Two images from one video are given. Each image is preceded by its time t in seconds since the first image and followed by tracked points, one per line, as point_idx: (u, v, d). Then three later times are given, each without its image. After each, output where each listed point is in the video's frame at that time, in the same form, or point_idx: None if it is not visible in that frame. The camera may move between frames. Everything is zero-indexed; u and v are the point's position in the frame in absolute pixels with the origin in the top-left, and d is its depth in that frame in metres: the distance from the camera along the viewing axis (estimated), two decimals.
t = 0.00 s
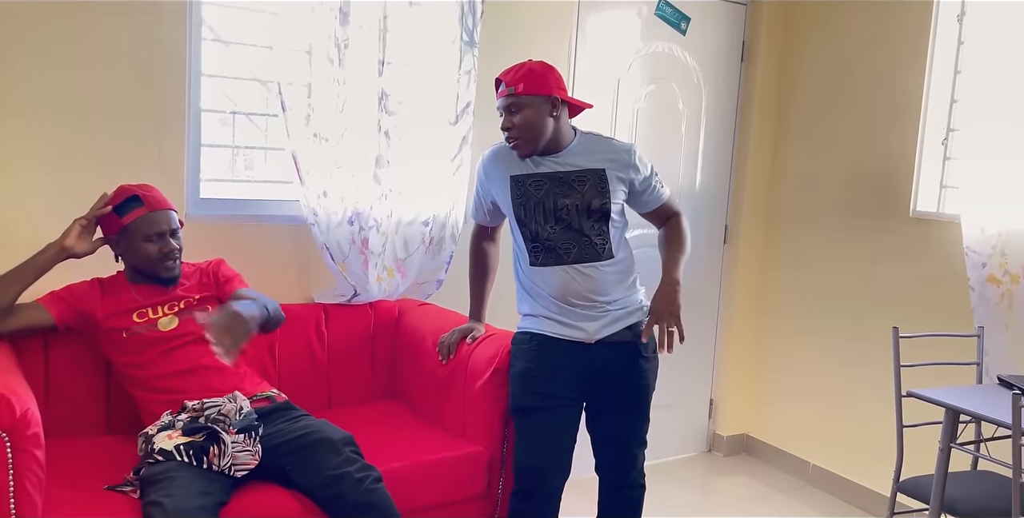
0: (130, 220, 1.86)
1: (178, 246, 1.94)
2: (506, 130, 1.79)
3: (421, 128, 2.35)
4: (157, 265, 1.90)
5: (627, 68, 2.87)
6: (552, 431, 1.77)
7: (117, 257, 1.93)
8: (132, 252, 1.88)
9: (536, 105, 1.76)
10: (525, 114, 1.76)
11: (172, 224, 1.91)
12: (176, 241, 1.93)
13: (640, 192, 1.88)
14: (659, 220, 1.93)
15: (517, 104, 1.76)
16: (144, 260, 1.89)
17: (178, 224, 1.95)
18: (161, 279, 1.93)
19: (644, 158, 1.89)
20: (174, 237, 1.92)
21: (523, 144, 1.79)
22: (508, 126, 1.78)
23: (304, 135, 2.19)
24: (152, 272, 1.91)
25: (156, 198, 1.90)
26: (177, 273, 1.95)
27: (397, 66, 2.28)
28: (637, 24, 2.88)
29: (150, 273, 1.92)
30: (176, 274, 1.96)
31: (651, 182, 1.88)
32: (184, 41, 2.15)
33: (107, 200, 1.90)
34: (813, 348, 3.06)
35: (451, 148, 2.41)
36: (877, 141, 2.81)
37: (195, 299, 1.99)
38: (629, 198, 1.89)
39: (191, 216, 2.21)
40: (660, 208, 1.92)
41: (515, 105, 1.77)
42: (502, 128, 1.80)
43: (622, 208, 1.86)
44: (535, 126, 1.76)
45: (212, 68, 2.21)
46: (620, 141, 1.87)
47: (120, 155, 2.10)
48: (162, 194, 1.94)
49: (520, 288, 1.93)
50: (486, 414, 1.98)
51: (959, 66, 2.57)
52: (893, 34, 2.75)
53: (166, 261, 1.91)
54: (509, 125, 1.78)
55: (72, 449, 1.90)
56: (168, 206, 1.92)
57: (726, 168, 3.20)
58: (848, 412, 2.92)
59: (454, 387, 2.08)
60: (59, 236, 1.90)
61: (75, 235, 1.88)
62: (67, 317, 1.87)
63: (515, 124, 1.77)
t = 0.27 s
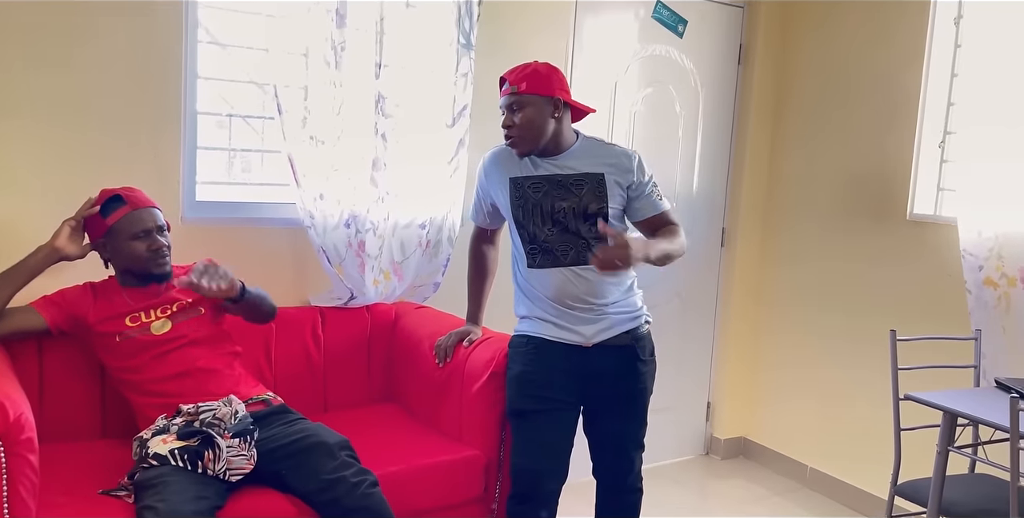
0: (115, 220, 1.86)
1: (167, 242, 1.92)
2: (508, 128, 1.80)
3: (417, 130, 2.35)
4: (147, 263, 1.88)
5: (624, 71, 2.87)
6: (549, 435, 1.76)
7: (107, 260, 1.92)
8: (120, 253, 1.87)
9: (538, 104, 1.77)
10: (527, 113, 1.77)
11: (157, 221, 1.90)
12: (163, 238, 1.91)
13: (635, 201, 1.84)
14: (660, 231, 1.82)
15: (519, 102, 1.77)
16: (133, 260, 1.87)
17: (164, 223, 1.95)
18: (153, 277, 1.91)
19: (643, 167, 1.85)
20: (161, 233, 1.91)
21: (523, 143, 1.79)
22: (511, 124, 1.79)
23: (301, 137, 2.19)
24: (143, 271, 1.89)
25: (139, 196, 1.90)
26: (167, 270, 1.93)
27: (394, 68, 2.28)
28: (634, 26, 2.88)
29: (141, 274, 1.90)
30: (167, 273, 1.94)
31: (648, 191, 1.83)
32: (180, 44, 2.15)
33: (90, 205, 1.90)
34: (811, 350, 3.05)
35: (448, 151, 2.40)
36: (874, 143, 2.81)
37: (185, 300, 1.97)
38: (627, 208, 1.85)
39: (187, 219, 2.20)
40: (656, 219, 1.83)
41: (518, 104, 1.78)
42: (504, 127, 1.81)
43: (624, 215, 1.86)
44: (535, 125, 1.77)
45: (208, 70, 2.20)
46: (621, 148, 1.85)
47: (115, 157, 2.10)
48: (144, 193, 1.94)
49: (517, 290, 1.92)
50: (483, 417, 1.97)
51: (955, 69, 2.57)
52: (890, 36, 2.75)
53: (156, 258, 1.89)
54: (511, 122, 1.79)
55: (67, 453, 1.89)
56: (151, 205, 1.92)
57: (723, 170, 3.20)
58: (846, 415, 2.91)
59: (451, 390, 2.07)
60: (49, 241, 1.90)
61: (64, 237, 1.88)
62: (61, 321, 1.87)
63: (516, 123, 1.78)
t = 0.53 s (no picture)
0: (112, 221, 1.86)
1: (164, 242, 1.92)
2: (501, 135, 1.79)
3: (410, 133, 2.34)
4: (146, 264, 1.88)
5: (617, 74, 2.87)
6: (543, 439, 1.75)
7: (100, 264, 1.91)
8: (117, 255, 1.86)
9: (531, 111, 1.75)
10: (520, 120, 1.75)
11: (153, 222, 1.90)
12: (160, 238, 1.91)
13: (625, 201, 1.82)
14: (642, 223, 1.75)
15: (511, 109, 1.75)
16: (132, 263, 1.87)
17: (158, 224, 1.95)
18: (149, 278, 1.91)
19: (634, 168, 1.84)
20: (157, 233, 1.91)
21: (516, 150, 1.78)
22: (503, 132, 1.78)
23: (293, 140, 2.17)
24: (142, 273, 1.89)
25: (133, 197, 1.90)
26: (164, 271, 1.93)
27: (386, 71, 2.27)
28: (627, 29, 2.88)
29: (139, 276, 1.89)
30: (164, 274, 1.93)
31: (639, 191, 1.82)
32: (172, 46, 2.13)
33: (85, 208, 1.90)
34: (804, 353, 3.05)
35: (441, 154, 2.39)
36: (866, 145, 2.82)
37: (180, 306, 1.96)
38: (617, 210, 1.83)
39: (179, 223, 2.19)
40: (652, 218, 1.79)
41: (510, 111, 1.76)
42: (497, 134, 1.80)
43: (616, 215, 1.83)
44: (528, 133, 1.76)
45: (200, 73, 2.19)
46: (614, 150, 1.85)
47: (106, 160, 2.08)
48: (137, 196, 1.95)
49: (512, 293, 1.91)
50: (476, 421, 1.96)
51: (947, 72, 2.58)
52: (884, 37, 2.76)
53: (156, 257, 1.89)
54: (503, 130, 1.78)
55: (56, 459, 1.87)
56: (145, 206, 1.92)
57: (716, 173, 3.20)
58: (840, 418, 2.92)
59: (444, 394, 2.07)
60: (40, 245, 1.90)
61: (56, 241, 1.88)
62: (51, 325, 1.85)
63: (509, 130, 1.77)
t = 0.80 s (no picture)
0: (105, 223, 1.84)
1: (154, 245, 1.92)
2: (487, 143, 1.79)
3: (398, 135, 2.33)
4: (138, 266, 1.87)
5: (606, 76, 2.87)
6: (532, 443, 1.74)
7: (88, 265, 1.89)
8: (109, 255, 1.85)
9: (515, 117, 1.74)
10: (504, 128, 1.75)
11: (144, 224, 1.90)
12: (150, 240, 1.91)
13: (613, 207, 1.81)
14: (623, 237, 1.78)
15: (495, 117, 1.75)
16: (125, 264, 1.85)
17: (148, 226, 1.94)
18: (140, 279, 1.90)
19: (623, 173, 1.84)
20: (148, 235, 1.91)
21: (504, 157, 1.78)
22: (490, 140, 1.77)
23: (280, 142, 2.16)
24: (133, 275, 1.88)
25: (125, 200, 1.90)
26: (155, 274, 1.92)
27: (374, 73, 2.26)
28: (615, 32, 2.88)
29: (130, 277, 1.88)
30: (154, 277, 1.92)
31: (626, 197, 1.81)
32: (157, 47, 2.11)
33: (73, 209, 1.87)
34: (793, 355, 3.06)
35: (429, 156, 2.38)
36: (854, 146, 2.83)
37: (168, 309, 1.94)
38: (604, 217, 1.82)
39: (165, 226, 2.17)
40: (635, 229, 1.81)
41: (495, 118, 1.76)
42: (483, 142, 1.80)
43: (602, 221, 1.83)
44: (514, 139, 1.75)
45: (185, 74, 2.17)
46: (603, 154, 1.84)
47: (91, 163, 2.06)
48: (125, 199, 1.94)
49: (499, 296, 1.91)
50: (465, 425, 1.95)
51: (933, 74, 2.59)
52: (871, 39, 2.77)
53: (148, 260, 1.89)
54: (489, 138, 1.77)
55: (39, 465, 1.84)
56: (137, 208, 1.92)
57: (705, 176, 3.21)
58: (828, 420, 2.92)
59: (432, 398, 2.05)
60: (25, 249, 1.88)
61: (41, 246, 1.86)
62: (35, 329, 1.83)
63: (495, 138, 1.77)
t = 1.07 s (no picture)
0: (86, 227, 1.82)
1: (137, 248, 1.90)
2: (485, 144, 1.76)
3: (384, 138, 2.32)
4: (120, 270, 1.85)
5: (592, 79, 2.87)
6: (519, 447, 1.74)
7: (70, 269, 1.86)
8: (91, 260, 1.83)
9: (515, 118, 1.74)
10: (506, 128, 1.73)
11: (126, 227, 1.87)
12: (133, 244, 1.89)
13: (600, 212, 1.81)
14: (610, 241, 1.78)
15: (497, 117, 1.73)
16: (106, 267, 1.83)
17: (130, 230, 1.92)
18: (123, 284, 1.87)
19: (611, 178, 1.84)
20: (131, 239, 1.89)
21: (502, 158, 1.76)
22: (490, 141, 1.75)
23: (264, 145, 2.14)
24: (115, 279, 1.86)
25: (107, 203, 1.87)
26: (138, 278, 1.90)
27: (359, 76, 2.25)
28: (600, 35, 2.88)
29: (112, 282, 1.86)
30: (137, 282, 1.90)
31: (613, 202, 1.82)
32: (140, 49, 2.09)
33: (54, 214, 1.85)
34: (778, 356, 3.07)
35: (415, 159, 2.37)
36: (838, 148, 2.85)
37: (151, 314, 1.92)
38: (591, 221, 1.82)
39: (147, 230, 2.15)
40: (622, 233, 1.81)
41: (496, 118, 1.73)
42: (480, 144, 1.77)
43: (590, 225, 1.83)
44: (514, 140, 1.75)
45: (168, 77, 2.15)
46: (590, 158, 1.84)
47: (72, 166, 2.03)
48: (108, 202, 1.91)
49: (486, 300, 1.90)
50: (452, 429, 1.94)
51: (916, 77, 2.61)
52: (855, 42, 2.79)
53: (129, 264, 1.87)
54: (489, 139, 1.75)
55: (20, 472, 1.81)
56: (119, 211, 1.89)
57: (690, 178, 3.22)
58: (814, 421, 2.93)
59: (419, 402, 2.04)
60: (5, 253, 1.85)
61: (22, 251, 1.83)
62: (16, 335, 1.80)
63: (496, 139, 1.74)
